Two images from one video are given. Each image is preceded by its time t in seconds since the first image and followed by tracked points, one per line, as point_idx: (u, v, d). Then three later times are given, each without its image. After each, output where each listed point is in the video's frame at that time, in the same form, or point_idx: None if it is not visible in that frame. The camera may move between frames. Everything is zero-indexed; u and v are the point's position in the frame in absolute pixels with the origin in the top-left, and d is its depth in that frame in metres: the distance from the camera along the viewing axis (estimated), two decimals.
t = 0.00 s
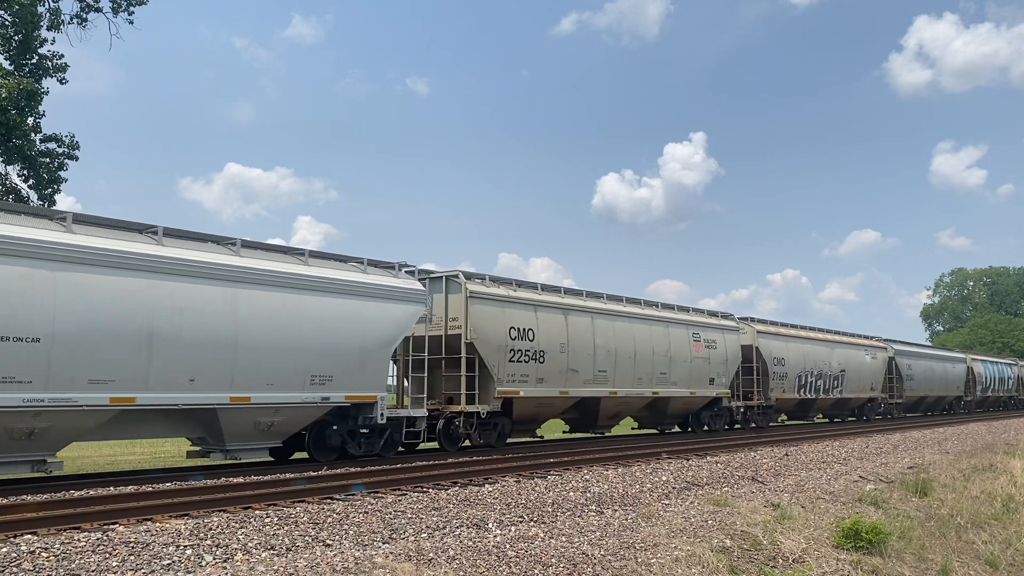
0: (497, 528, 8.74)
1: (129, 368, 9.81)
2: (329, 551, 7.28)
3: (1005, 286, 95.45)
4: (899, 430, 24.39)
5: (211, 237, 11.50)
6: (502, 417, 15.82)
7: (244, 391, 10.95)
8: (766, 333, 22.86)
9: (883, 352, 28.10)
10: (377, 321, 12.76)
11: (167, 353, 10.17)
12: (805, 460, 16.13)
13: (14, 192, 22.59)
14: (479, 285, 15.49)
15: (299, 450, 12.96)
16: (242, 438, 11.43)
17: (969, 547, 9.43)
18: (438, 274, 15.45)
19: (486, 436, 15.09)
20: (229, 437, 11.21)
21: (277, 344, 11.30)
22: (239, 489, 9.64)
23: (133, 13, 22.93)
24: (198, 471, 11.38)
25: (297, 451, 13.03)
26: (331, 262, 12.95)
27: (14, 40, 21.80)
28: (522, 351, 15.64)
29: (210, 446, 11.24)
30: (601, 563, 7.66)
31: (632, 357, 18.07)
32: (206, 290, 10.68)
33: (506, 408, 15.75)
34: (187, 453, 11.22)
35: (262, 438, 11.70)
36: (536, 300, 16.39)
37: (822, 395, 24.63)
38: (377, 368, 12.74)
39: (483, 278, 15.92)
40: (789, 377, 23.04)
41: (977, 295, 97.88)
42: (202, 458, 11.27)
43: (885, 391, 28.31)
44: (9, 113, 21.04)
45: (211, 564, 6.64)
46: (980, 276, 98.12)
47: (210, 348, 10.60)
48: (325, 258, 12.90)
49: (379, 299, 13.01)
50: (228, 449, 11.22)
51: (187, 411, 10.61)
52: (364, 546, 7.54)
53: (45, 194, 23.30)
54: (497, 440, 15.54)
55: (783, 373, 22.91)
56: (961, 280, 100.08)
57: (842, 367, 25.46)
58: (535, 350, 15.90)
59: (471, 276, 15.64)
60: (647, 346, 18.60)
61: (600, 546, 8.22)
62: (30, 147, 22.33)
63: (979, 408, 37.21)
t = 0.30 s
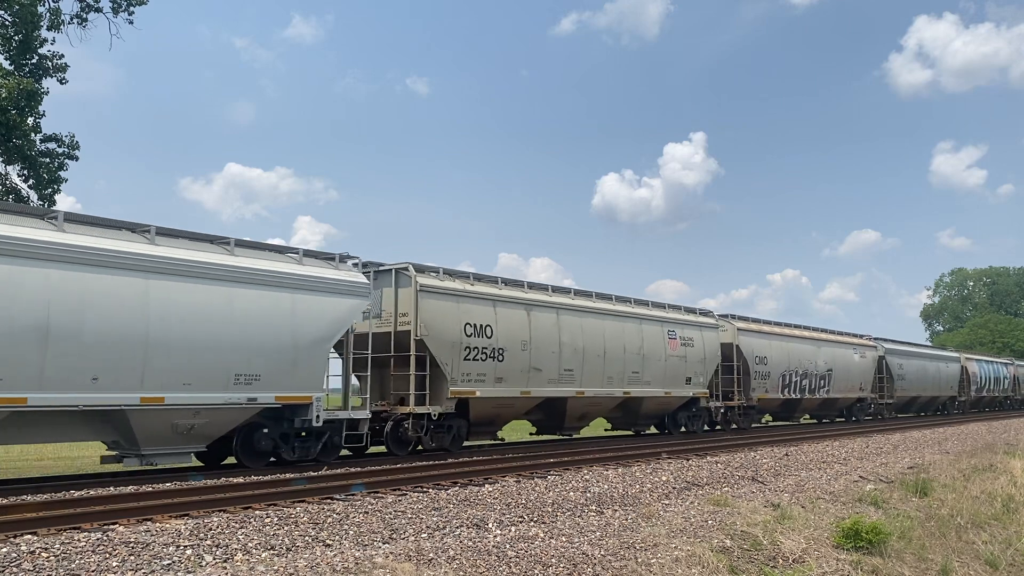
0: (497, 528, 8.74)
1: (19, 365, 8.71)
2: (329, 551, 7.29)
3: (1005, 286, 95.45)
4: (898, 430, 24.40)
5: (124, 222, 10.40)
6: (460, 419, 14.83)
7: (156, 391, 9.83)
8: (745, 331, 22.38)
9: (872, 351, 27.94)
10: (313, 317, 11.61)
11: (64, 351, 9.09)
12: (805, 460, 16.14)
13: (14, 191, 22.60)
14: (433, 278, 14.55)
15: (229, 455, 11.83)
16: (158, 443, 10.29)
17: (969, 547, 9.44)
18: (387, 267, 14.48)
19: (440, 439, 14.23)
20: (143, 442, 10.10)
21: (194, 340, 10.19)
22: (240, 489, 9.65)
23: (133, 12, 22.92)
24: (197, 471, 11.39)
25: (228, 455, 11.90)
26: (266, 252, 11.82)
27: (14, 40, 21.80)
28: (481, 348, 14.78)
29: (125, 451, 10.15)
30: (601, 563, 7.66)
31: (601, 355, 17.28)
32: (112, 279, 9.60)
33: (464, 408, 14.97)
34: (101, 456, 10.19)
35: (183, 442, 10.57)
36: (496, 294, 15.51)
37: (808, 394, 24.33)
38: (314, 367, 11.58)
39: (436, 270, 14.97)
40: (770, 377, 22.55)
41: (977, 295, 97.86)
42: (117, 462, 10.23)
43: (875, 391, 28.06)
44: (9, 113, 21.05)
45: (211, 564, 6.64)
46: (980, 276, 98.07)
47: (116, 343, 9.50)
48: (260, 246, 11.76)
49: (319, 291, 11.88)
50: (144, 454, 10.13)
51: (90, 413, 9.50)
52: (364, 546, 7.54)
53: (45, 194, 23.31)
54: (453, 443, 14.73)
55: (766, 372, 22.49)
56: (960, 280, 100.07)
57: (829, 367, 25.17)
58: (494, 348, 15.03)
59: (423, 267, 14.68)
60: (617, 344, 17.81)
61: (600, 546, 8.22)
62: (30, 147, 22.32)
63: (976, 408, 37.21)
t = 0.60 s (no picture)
0: (497, 528, 8.74)
1: None
2: (329, 551, 7.29)
3: (1005, 286, 95.44)
4: (898, 430, 24.40)
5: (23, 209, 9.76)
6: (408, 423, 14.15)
7: (54, 391, 9.18)
8: (725, 328, 21.86)
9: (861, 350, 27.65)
10: (235, 311, 10.98)
11: None
12: (805, 460, 16.14)
13: (14, 192, 22.60)
14: (381, 272, 13.95)
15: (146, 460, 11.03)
16: (59, 447, 9.59)
17: (969, 547, 9.44)
18: (329, 258, 13.84)
19: (385, 444, 13.60)
20: (41, 446, 9.37)
21: (96, 335, 9.54)
22: (240, 489, 9.65)
23: (133, 12, 22.90)
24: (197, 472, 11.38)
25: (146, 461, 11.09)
26: (187, 241, 11.17)
27: (14, 40, 21.80)
28: (433, 346, 14.21)
29: (25, 456, 9.47)
30: (601, 563, 7.66)
31: (564, 352, 16.75)
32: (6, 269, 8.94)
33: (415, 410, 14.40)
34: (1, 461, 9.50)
35: (88, 447, 9.86)
36: (450, 288, 14.90)
37: (795, 393, 23.92)
38: (237, 365, 10.93)
39: (383, 263, 14.33)
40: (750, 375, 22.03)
41: (977, 295, 97.83)
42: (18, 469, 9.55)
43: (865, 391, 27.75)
44: (9, 113, 21.05)
45: (211, 564, 6.64)
46: (980, 276, 98.04)
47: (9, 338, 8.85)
48: (180, 236, 11.11)
49: (243, 283, 11.24)
50: (43, 461, 9.43)
51: None
52: (364, 546, 7.54)
53: (45, 194, 23.31)
54: (400, 447, 14.11)
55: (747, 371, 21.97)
56: (961, 280, 100.03)
57: (815, 366, 24.77)
58: (448, 345, 14.46)
59: (368, 260, 14.04)
60: (582, 341, 17.29)
61: (600, 545, 8.23)
62: (30, 147, 22.33)
63: (974, 408, 37.18)
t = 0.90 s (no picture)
0: (497, 528, 8.74)
1: None
2: (329, 551, 7.29)
3: (1005, 286, 95.39)
4: (897, 430, 24.38)
5: None
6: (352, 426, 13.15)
7: None
8: (703, 325, 21.02)
9: (849, 349, 27.17)
10: (146, 303, 9.93)
11: None
12: (805, 460, 16.13)
13: (14, 192, 22.60)
14: (317, 263, 12.91)
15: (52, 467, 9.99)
16: None
17: (969, 547, 9.43)
18: (260, 248, 12.79)
19: (323, 448, 12.59)
20: None
21: None
22: (240, 489, 9.65)
23: (132, 12, 22.93)
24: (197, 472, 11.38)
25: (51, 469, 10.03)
26: (93, 228, 10.15)
27: (14, 40, 21.79)
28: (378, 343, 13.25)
29: None
30: (601, 563, 7.66)
31: (524, 351, 15.86)
32: None
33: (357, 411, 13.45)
34: None
35: None
36: (397, 281, 13.91)
37: (780, 393, 23.33)
38: (149, 362, 9.85)
39: (320, 253, 13.28)
40: (731, 374, 21.33)
41: (977, 295, 97.80)
42: None
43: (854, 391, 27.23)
44: (9, 113, 21.06)
45: (211, 563, 6.64)
46: (980, 276, 98.01)
47: None
48: (85, 222, 10.10)
49: (158, 273, 10.20)
50: None
51: None
52: (364, 546, 7.54)
53: (45, 194, 23.31)
54: (341, 452, 13.08)
55: (727, 371, 21.19)
56: (960, 280, 99.99)
57: (801, 365, 24.18)
58: (393, 342, 13.48)
59: (303, 249, 13.00)
60: (545, 338, 16.42)
61: (600, 546, 8.22)
62: (30, 147, 22.32)
63: (969, 408, 37.11)
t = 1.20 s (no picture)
0: (497, 528, 8.74)
1: None
2: (328, 551, 7.29)
3: (1005, 286, 95.36)
4: (897, 430, 24.37)
5: None
6: (286, 428, 12.37)
7: None
8: (677, 322, 20.59)
9: (836, 349, 26.84)
10: (45, 294, 9.27)
11: None
12: (805, 460, 16.13)
13: (14, 192, 22.61)
14: (246, 254, 12.12)
15: None
16: None
17: (969, 547, 9.43)
18: (182, 237, 11.95)
19: (251, 453, 11.80)
20: None
21: None
22: (241, 489, 9.66)
23: (134, 12, 22.97)
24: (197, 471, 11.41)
25: None
26: None
27: (14, 40, 21.79)
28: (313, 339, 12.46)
29: None
30: (601, 563, 7.66)
31: (479, 348, 15.13)
32: None
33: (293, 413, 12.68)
34: None
35: None
36: (337, 273, 13.14)
37: (761, 392, 22.92)
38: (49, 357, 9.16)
39: (249, 242, 12.48)
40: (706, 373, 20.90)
41: (977, 295, 97.82)
42: None
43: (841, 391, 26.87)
44: (9, 113, 21.06)
45: (211, 563, 6.64)
46: (980, 276, 98.03)
47: None
48: None
49: (58, 262, 9.52)
50: None
51: None
52: (364, 545, 7.54)
53: (45, 194, 23.32)
54: (271, 456, 12.28)
55: (704, 369, 20.79)
56: (961, 280, 100.02)
57: (783, 364, 23.78)
58: (331, 339, 12.70)
59: (229, 239, 12.17)
60: (502, 335, 15.72)
61: (600, 545, 8.22)
62: (30, 147, 22.31)
63: (966, 408, 37.05)
